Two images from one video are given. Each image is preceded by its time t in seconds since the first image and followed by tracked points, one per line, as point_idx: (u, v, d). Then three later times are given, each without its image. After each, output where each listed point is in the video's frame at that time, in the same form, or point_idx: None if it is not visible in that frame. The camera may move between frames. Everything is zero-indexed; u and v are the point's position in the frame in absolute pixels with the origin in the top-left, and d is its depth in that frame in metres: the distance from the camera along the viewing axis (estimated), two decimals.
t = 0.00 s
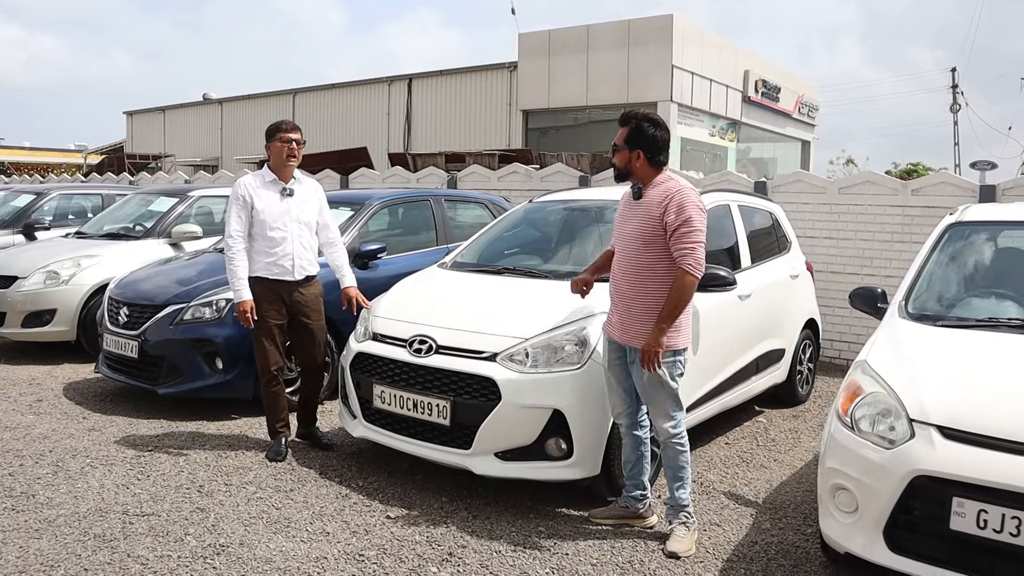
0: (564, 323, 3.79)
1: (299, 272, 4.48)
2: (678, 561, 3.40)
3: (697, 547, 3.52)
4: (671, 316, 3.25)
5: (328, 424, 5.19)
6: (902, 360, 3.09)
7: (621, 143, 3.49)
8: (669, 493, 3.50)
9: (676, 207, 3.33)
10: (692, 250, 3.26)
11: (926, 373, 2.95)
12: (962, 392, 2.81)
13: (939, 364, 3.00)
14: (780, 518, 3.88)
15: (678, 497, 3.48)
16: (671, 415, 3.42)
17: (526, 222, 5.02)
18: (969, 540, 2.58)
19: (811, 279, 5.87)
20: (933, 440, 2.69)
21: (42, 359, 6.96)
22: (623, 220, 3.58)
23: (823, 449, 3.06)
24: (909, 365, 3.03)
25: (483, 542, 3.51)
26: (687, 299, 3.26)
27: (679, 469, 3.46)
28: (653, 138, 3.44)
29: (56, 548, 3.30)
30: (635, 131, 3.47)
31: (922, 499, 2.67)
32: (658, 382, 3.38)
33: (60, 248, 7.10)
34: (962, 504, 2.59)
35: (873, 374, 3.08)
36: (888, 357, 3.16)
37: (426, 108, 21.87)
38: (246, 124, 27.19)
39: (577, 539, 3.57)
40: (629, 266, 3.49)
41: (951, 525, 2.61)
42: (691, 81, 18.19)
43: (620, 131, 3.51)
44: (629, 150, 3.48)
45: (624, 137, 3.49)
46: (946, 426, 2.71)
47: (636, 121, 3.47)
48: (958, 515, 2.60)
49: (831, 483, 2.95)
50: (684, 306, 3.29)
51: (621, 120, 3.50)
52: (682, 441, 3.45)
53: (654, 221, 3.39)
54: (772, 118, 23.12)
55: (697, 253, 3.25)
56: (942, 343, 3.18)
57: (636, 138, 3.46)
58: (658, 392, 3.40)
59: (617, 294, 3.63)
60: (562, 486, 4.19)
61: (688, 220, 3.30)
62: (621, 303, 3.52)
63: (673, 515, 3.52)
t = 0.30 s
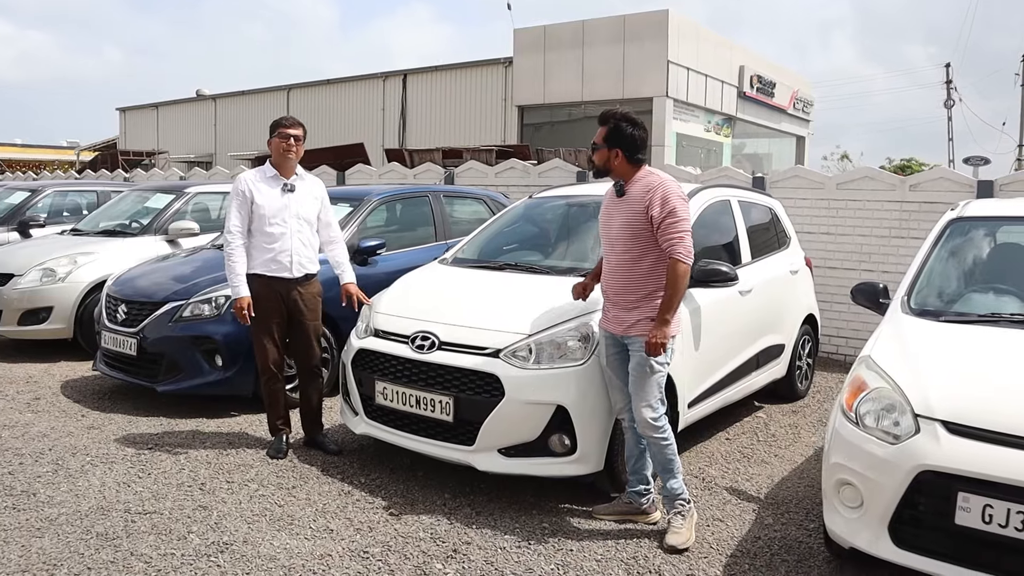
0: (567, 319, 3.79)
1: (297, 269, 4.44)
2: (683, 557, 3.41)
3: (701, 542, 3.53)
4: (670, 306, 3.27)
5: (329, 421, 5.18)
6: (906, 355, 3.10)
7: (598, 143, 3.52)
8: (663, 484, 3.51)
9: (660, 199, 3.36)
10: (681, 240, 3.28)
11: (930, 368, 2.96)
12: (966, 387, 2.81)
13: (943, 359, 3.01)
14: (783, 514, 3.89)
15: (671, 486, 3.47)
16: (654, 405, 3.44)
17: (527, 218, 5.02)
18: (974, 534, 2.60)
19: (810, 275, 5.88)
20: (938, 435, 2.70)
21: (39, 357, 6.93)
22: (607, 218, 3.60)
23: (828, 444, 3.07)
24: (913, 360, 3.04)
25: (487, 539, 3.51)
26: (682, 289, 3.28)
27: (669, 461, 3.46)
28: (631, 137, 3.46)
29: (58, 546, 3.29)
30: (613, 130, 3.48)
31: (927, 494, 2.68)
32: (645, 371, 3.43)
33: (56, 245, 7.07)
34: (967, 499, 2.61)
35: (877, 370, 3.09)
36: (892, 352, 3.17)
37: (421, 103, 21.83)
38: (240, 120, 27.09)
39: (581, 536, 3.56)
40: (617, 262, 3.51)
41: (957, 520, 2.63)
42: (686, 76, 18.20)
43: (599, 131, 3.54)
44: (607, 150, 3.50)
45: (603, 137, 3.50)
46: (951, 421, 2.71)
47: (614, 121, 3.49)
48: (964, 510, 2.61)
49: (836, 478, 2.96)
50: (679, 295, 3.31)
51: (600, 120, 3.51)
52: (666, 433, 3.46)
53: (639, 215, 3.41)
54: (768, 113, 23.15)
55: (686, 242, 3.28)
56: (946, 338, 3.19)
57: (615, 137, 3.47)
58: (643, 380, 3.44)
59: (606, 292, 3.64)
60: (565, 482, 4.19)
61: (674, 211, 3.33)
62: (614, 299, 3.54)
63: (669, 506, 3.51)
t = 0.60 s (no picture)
0: (571, 319, 3.78)
1: (297, 269, 4.39)
2: (687, 557, 3.41)
3: (705, 543, 3.53)
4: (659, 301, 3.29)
5: (330, 422, 5.17)
6: (911, 354, 3.10)
7: (596, 143, 3.51)
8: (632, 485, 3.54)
9: (657, 196, 3.36)
10: (675, 236, 3.29)
11: (936, 368, 2.96)
12: (973, 386, 2.82)
13: (948, 358, 3.01)
14: (786, 514, 3.89)
15: (640, 488, 3.50)
16: (642, 398, 3.43)
17: (527, 217, 5.01)
18: (982, 534, 2.61)
19: (810, 274, 5.89)
20: (946, 435, 2.70)
21: (36, 356, 6.90)
22: (605, 214, 3.60)
23: (834, 444, 3.07)
24: (919, 360, 3.04)
25: (491, 539, 3.50)
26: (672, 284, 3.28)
27: (641, 461, 3.48)
28: (628, 137, 3.46)
29: (60, 548, 3.27)
30: (611, 130, 3.48)
31: (934, 494, 2.69)
32: (637, 365, 3.42)
33: (53, 244, 7.04)
34: (975, 499, 2.61)
35: (884, 369, 3.08)
36: (898, 352, 3.17)
37: (417, 102, 21.80)
38: (235, 119, 27.03)
39: (585, 537, 3.56)
40: (613, 257, 3.52)
41: (965, 520, 2.64)
42: (682, 76, 18.21)
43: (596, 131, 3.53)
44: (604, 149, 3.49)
45: (600, 136, 3.50)
46: (959, 421, 2.72)
47: (611, 121, 3.49)
48: (971, 509, 2.62)
49: (842, 478, 2.96)
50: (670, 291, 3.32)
51: (597, 120, 3.51)
52: (647, 430, 3.47)
53: (636, 211, 3.42)
54: (763, 113, 23.19)
55: (681, 239, 3.29)
56: (951, 338, 3.19)
57: (612, 137, 3.46)
58: (634, 374, 3.43)
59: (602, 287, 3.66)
60: (568, 483, 4.19)
61: (670, 208, 3.33)
62: (609, 294, 3.55)
63: (634, 505, 3.54)
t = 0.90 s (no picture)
0: (574, 321, 3.78)
1: (299, 269, 4.36)
2: (691, 560, 3.40)
3: (709, 546, 3.53)
4: (659, 305, 3.29)
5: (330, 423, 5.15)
6: (916, 356, 3.11)
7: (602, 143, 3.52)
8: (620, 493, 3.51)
9: (658, 199, 3.36)
10: (675, 240, 3.29)
11: (941, 369, 2.97)
12: (978, 388, 2.82)
13: (953, 360, 3.02)
14: (790, 515, 3.89)
15: (628, 495, 3.47)
16: (635, 403, 3.43)
17: (528, 218, 5.01)
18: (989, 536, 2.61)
19: (810, 276, 5.90)
20: (952, 437, 2.70)
21: (32, 358, 6.86)
22: (607, 217, 3.60)
23: (840, 445, 3.07)
24: (924, 362, 3.05)
25: (495, 542, 3.49)
26: (673, 287, 3.29)
27: (632, 466, 3.46)
28: (636, 140, 3.46)
29: (60, 552, 3.26)
30: (618, 131, 3.49)
31: (941, 496, 2.69)
32: (634, 369, 3.41)
33: (49, 245, 7.00)
34: (982, 501, 2.62)
35: (889, 371, 3.08)
36: (902, 353, 3.17)
37: (413, 104, 21.78)
38: (231, 120, 26.97)
39: (588, 539, 3.55)
40: (614, 261, 3.52)
41: (972, 522, 2.64)
42: (679, 78, 18.25)
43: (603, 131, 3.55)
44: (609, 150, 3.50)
45: (607, 137, 3.51)
46: (965, 422, 2.72)
47: (619, 121, 3.50)
48: (978, 511, 2.62)
49: (848, 480, 2.96)
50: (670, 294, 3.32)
51: (605, 120, 3.52)
52: (639, 435, 3.45)
53: (636, 214, 3.42)
54: (758, 115, 23.25)
55: (681, 242, 3.29)
56: (956, 339, 3.20)
57: (619, 138, 3.48)
58: (631, 378, 3.42)
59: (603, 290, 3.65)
60: (570, 485, 4.18)
61: (671, 211, 3.33)
62: (609, 296, 3.55)
63: (620, 511, 3.51)
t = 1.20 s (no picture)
0: (579, 320, 3.78)
1: (307, 268, 4.34)
2: (697, 559, 3.40)
3: (715, 545, 3.53)
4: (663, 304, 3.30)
5: (332, 423, 5.14)
6: (923, 355, 3.11)
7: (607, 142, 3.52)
8: (627, 493, 3.51)
9: (663, 197, 3.36)
10: (679, 238, 3.28)
11: (948, 368, 2.97)
12: (985, 386, 2.83)
13: (959, 359, 3.02)
14: (794, 515, 3.89)
15: (634, 494, 3.47)
16: (641, 403, 3.42)
17: (530, 217, 5.00)
18: (997, 535, 2.62)
19: (812, 276, 5.90)
20: (960, 436, 2.71)
21: (32, 357, 6.85)
22: (613, 216, 3.60)
23: (847, 444, 3.07)
24: (929, 361, 3.05)
25: (501, 542, 3.49)
26: (676, 286, 3.28)
27: (639, 465, 3.45)
28: (641, 139, 3.47)
29: (63, 552, 3.25)
30: (623, 131, 3.49)
31: (949, 495, 2.69)
32: (641, 369, 3.40)
33: (48, 243, 6.99)
34: (990, 500, 2.62)
35: (896, 370, 3.08)
36: (909, 352, 3.17)
37: (412, 103, 21.76)
38: (229, 119, 26.94)
39: (594, 539, 3.54)
40: (620, 260, 3.52)
41: (980, 522, 2.64)
42: (678, 77, 18.25)
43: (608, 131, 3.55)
44: (614, 149, 3.50)
45: (612, 137, 3.51)
46: (974, 421, 2.72)
47: (624, 121, 3.49)
48: (987, 511, 2.63)
49: (855, 479, 2.96)
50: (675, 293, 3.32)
51: (610, 120, 3.52)
52: (644, 435, 3.44)
53: (641, 212, 3.42)
54: (757, 115, 23.26)
55: (686, 241, 3.29)
56: (962, 339, 3.20)
57: (624, 137, 3.48)
58: (637, 378, 3.42)
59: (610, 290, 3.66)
60: (574, 484, 4.18)
61: (675, 209, 3.32)
62: (614, 295, 3.56)
63: (626, 511, 3.50)
